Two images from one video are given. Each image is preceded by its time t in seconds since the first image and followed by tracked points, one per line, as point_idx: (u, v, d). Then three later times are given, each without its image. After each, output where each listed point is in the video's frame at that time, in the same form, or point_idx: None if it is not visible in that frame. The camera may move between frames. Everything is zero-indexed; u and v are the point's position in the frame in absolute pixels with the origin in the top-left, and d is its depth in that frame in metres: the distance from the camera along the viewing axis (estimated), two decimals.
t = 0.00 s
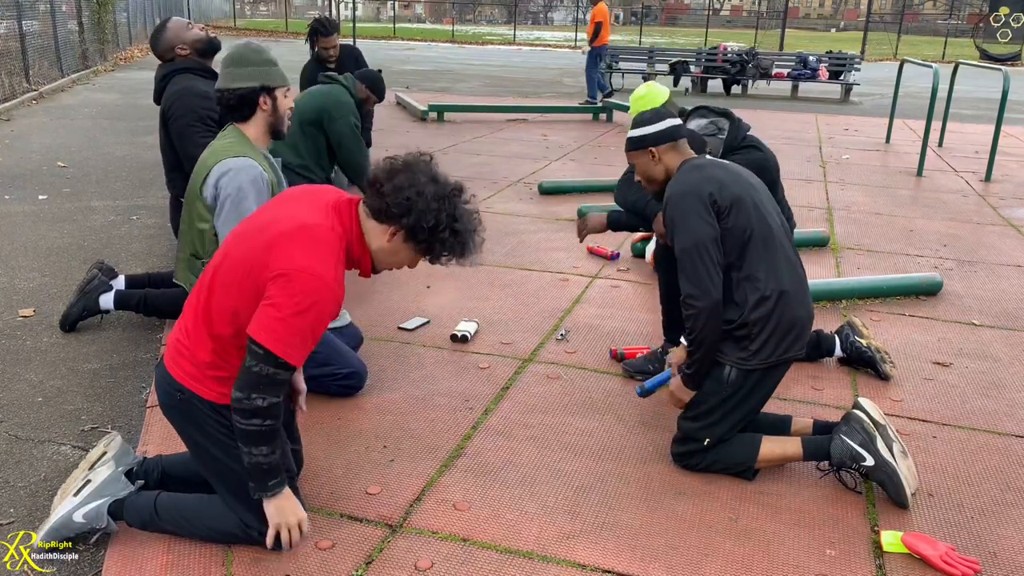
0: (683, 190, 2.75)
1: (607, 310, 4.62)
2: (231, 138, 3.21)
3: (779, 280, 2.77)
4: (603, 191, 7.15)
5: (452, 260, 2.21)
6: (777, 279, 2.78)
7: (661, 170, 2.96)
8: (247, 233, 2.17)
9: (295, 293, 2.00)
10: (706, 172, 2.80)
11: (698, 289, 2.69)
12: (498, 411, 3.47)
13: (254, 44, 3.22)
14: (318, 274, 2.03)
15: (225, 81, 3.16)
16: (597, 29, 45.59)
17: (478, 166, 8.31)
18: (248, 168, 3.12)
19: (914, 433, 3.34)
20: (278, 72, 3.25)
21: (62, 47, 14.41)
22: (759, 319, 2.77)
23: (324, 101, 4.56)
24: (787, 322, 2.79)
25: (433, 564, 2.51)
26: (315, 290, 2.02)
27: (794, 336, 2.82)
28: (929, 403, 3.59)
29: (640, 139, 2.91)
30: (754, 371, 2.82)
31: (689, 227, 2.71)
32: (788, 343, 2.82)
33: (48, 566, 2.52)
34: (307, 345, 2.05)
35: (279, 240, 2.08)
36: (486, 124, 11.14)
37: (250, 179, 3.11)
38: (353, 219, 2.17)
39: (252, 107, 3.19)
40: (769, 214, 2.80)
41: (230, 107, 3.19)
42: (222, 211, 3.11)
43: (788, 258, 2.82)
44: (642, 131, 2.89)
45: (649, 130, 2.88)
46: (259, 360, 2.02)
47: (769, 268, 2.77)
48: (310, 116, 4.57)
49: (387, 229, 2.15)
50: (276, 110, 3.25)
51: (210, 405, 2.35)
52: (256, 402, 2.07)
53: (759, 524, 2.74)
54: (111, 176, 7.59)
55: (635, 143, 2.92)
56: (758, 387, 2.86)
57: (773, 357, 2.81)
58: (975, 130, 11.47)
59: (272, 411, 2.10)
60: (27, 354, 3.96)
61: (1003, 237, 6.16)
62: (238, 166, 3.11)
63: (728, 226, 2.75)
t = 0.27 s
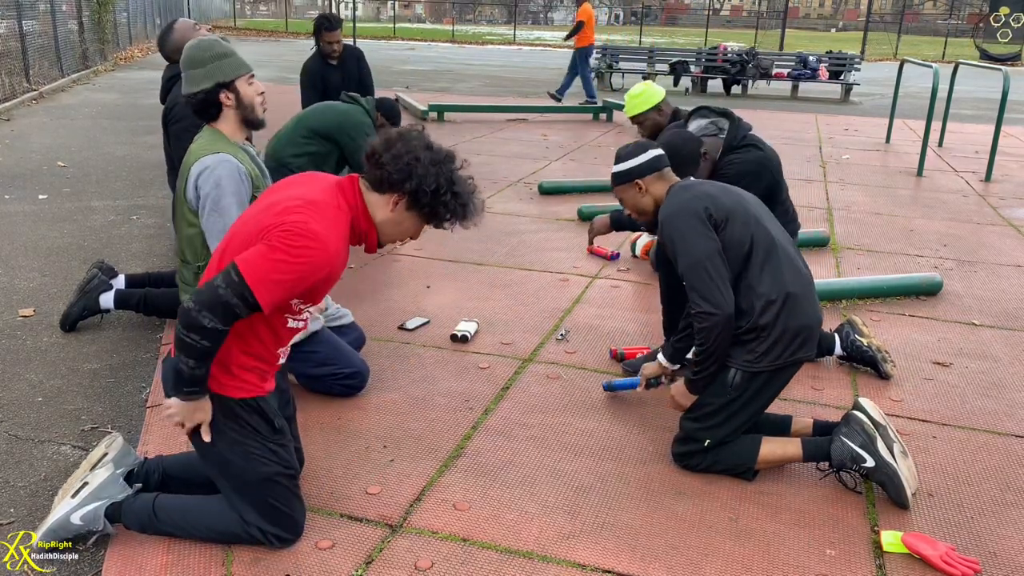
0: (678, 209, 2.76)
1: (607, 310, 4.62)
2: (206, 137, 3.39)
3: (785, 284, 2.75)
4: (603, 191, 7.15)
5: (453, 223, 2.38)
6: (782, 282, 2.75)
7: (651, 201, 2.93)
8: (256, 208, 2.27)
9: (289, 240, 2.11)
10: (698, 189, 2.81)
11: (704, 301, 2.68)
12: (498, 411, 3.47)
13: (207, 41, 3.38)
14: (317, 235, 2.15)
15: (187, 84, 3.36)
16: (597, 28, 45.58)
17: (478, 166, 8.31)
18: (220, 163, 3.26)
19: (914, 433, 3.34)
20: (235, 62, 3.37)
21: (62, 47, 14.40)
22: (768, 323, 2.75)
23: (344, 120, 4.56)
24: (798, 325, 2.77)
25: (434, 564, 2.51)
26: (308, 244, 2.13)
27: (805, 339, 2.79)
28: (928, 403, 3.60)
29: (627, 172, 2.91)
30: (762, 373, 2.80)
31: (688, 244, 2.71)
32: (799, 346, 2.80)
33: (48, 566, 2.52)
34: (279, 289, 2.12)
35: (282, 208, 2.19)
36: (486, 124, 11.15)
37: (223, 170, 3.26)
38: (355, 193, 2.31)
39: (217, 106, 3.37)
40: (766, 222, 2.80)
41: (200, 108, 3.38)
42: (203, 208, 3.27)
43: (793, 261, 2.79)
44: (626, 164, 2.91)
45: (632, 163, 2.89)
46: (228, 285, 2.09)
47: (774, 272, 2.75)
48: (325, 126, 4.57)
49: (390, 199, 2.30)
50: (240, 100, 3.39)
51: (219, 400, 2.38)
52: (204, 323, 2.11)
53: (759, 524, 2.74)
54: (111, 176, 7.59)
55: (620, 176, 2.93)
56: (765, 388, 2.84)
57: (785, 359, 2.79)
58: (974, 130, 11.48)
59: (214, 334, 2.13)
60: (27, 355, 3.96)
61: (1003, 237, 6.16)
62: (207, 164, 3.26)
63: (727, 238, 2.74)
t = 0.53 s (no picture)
0: (668, 230, 2.73)
1: (607, 310, 4.62)
2: (197, 140, 3.41)
3: (784, 286, 2.76)
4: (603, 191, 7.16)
5: (441, 194, 2.43)
6: (782, 284, 2.75)
7: (640, 227, 2.89)
8: (251, 204, 2.28)
9: (297, 219, 2.11)
10: (684, 208, 2.78)
11: (707, 317, 2.65)
12: (498, 411, 3.47)
13: (187, 43, 3.38)
14: (320, 208, 2.15)
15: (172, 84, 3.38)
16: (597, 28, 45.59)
17: (478, 166, 8.31)
18: (216, 164, 3.29)
19: (914, 433, 3.34)
20: (218, 61, 3.39)
21: (62, 47, 14.41)
22: (773, 327, 2.75)
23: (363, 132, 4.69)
24: (802, 326, 2.77)
25: (434, 564, 2.51)
26: (320, 224, 2.13)
27: (810, 338, 2.79)
28: (928, 403, 3.60)
29: (615, 202, 2.89)
30: (767, 375, 2.81)
31: (683, 264, 2.68)
32: (805, 345, 2.80)
33: (48, 566, 2.52)
34: (306, 270, 2.11)
35: (281, 195, 2.20)
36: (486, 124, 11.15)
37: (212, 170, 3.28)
38: (346, 172, 2.34)
39: (206, 108, 3.39)
40: (758, 230, 2.80)
41: (191, 113, 3.41)
42: (203, 210, 3.29)
43: (789, 263, 2.80)
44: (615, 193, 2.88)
45: (619, 193, 2.87)
46: (254, 277, 2.06)
47: (773, 277, 2.75)
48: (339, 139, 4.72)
49: (379, 175, 2.34)
50: (228, 100, 3.41)
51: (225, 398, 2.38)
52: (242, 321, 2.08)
53: (759, 524, 2.74)
54: (111, 176, 7.59)
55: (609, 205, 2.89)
56: (768, 389, 2.84)
57: (790, 359, 2.80)
58: (974, 130, 11.48)
59: (263, 330, 2.11)
60: (27, 355, 3.96)
61: (1003, 237, 6.16)
62: (202, 167, 3.30)
63: (721, 253, 2.73)
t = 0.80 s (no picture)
0: (660, 241, 2.73)
1: (607, 310, 4.62)
2: (195, 142, 3.40)
3: (780, 287, 2.75)
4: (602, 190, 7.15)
5: (448, 196, 2.45)
6: (777, 285, 2.75)
7: (633, 239, 2.89)
8: (251, 203, 2.29)
9: (291, 209, 2.11)
10: (674, 218, 2.79)
11: (703, 326, 2.64)
12: (498, 411, 3.47)
13: (185, 45, 3.41)
14: (318, 203, 2.15)
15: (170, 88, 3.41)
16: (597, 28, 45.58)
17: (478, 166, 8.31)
18: (216, 164, 3.28)
19: (914, 433, 3.35)
20: (215, 61, 3.40)
21: (62, 47, 14.40)
22: (769, 327, 2.74)
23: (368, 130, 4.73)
24: (799, 325, 2.76)
25: (434, 564, 2.51)
26: (317, 216, 2.13)
27: (807, 338, 2.78)
28: (928, 403, 3.60)
29: (605, 213, 2.87)
30: (764, 375, 2.80)
31: (676, 274, 2.68)
32: (804, 345, 2.79)
33: (48, 566, 2.53)
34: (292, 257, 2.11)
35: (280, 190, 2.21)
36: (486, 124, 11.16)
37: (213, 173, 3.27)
38: (353, 172, 2.34)
39: (204, 110, 3.40)
40: (750, 233, 2.80)
41: (188, 115, 3.42)
42: (202, 210, 3.28)
43: (784, 264, 2.79)
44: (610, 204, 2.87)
45: (612, 203, 2.85)
46: (240, 255, 2.07)
47: (767, 279, 2.75)
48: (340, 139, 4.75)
49: (388, 176, 2.35)
50: (226, 103, 3.42)
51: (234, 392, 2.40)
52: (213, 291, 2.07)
53: (759, 524, 2.74)
54: (111, 176, 7.59)
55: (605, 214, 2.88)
56: (765, 391, 2.84)
57: (788, 359, 2.79)
58: (974, 130, 11.49)
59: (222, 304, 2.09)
60: (27, 355, 3.96)
61: (1003, 237, 6.16)
62: (202, 167, 3.29)
63: (714, 261, 2.73)
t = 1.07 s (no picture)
0: (656, 244, 2.72)
1: (607, 310, 4.62)
2: (195, 142, 3.41)
3: (777, 287, 2.75)
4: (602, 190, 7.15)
5: (446, 186, 2.45)
6: (774, 286, 2.75)
7: (628, 235, 2.88)
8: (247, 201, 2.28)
9: (289, 209, 2.11)
10: (671, 219, 2.77)
11: (700, 330, 2.64)
12: (498, 411, 3.48)
13: (187, 43, 3.32)
14: (314, 200, 2.14)
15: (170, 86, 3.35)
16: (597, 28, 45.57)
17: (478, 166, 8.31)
18: (215, 165, 3.30)
19: (914, 433, 3.35)
20: (220, 61, 3.36)
21: (62, 47, 14.40)
22: (766, 327, 2.75)
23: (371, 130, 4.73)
24: (796, 324, 2.76)
25: (434, 564, 2.51)
26: (314, 214, 2.13)
27: (804, 337, 2.78)
28: (928, 403, 3.60)
29: (609, 205, 2.85)
30: (762, 374, 2.80)
31: (673, 278, 2.67)
32: (800, 344, 2.79)
33: (48, 566, 2.53)
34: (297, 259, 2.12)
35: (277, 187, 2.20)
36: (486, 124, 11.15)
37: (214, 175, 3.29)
38: (351, 167, 2.34)
39: (204, 110, 3.38)
40: (746, 234, 2.79)
41: (189, 114, 3.39)
42: (202, 210, 3.31)
43: (780, 263, 2.79)
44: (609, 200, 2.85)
45: (617, 196, 2.83)
46: (246, 269, 2.07)
47: (764, 279, 2.75)
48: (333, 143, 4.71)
49: (386, 169, 2.35)
50: (227, 105, 3.39)
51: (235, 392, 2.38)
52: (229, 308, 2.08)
53: (759, 523, 2.74)
54: (111, 176, 7.59)
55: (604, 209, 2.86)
56: (763, 391, 2.85)
57: (785, 358, 2.79)
58: (974, 130, 11.49)
59: (251, 322, 2.10)
60: (27, 355, 3.96)
61: (1003, 237, 6.16)
62: (202, 167, 3.31)
63: (711, 263, 2.72)
